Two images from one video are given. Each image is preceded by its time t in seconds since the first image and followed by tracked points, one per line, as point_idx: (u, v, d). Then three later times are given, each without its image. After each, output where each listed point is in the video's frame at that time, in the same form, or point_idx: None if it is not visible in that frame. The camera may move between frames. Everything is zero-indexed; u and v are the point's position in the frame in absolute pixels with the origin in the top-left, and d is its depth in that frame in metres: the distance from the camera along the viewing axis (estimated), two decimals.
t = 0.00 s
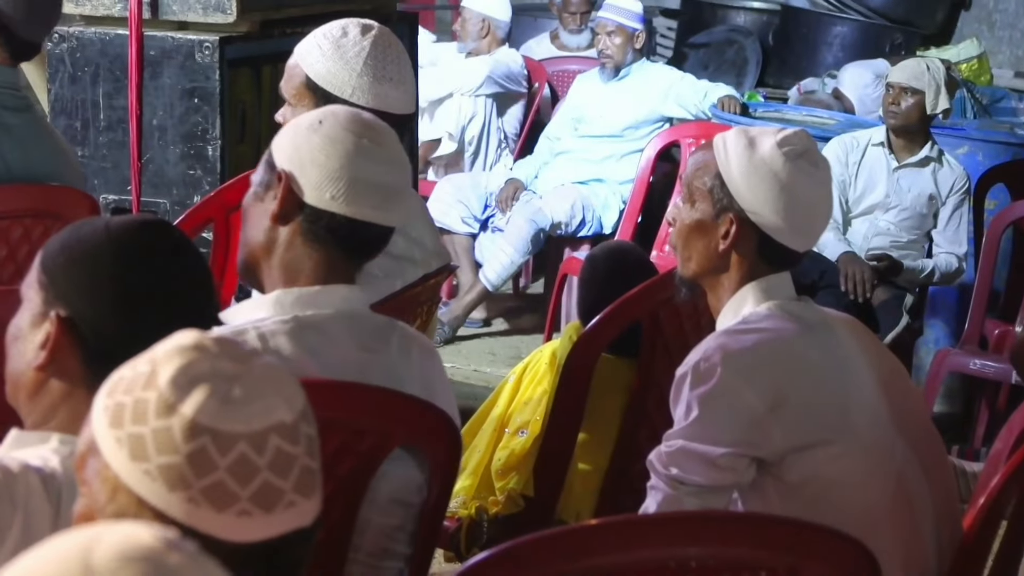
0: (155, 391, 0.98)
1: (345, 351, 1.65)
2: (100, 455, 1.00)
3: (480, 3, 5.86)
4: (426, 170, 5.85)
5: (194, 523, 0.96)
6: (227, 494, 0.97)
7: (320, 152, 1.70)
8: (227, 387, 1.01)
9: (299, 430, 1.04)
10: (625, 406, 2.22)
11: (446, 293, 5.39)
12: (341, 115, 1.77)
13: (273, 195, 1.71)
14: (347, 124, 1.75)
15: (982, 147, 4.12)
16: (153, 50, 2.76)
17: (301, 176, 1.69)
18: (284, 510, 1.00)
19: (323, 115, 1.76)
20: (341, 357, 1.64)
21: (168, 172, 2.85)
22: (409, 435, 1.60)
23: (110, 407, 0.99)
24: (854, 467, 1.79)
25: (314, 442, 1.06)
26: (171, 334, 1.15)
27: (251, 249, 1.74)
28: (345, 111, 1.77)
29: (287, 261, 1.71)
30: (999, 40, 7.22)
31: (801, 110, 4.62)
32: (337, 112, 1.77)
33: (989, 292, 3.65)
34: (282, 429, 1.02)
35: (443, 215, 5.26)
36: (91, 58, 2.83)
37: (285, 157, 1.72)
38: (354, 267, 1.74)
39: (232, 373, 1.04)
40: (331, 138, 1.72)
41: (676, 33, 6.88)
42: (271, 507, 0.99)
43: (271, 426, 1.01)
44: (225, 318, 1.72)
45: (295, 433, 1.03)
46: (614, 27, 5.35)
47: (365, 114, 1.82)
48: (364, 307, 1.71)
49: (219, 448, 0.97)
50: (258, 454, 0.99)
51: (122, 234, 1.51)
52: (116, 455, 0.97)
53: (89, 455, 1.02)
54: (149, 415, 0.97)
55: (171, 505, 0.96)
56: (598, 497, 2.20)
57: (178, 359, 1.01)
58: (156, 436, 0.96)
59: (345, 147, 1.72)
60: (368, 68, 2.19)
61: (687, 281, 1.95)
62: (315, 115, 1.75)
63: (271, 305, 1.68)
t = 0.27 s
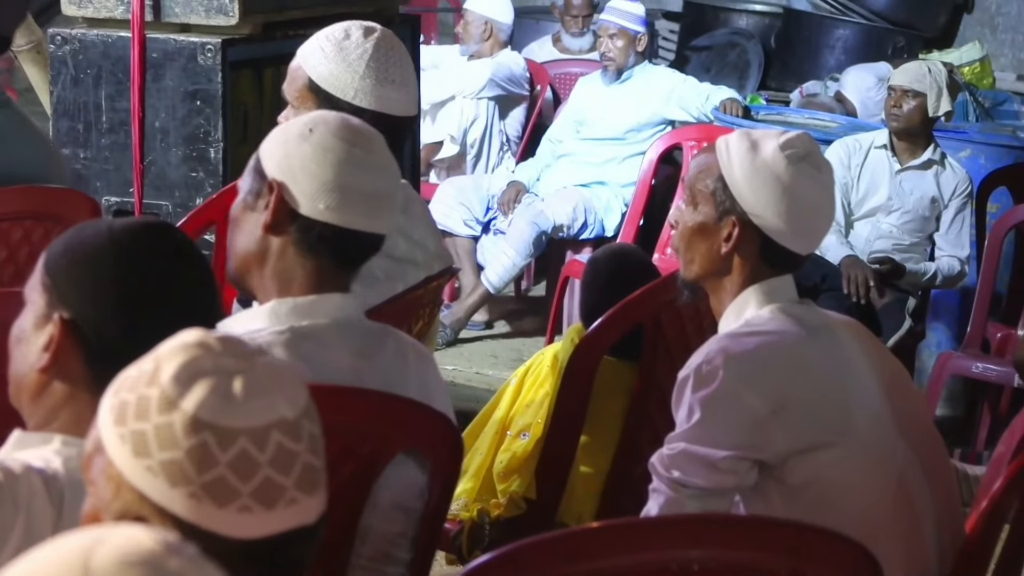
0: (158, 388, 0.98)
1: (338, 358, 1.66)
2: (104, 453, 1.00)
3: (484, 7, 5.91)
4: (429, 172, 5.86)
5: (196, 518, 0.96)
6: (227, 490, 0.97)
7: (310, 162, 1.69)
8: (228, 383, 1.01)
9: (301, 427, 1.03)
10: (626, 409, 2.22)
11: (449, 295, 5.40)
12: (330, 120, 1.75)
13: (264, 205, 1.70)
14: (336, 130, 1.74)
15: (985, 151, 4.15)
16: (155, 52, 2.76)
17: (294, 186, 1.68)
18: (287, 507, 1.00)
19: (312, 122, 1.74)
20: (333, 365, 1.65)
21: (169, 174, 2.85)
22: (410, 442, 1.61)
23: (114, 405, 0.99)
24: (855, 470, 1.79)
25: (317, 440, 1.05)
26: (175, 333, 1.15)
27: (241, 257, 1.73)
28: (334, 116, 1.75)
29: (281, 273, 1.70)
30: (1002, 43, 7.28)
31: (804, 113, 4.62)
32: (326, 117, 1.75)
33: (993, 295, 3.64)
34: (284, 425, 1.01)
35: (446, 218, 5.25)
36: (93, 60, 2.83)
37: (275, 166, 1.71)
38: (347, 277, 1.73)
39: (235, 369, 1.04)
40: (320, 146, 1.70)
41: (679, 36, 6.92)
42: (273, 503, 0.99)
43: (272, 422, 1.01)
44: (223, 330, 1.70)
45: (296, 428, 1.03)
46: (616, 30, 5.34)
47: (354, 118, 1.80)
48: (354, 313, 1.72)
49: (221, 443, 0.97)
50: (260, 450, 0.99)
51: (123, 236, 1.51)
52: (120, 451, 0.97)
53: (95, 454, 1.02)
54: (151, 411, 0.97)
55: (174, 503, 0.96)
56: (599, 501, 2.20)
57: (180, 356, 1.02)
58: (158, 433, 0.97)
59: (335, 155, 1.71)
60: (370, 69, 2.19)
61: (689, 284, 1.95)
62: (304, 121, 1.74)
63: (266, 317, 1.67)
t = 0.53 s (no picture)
0: (168, 395, 0.98)
1: (352, 371, 1.67)
2: (114, 458, 1.00)
3: (494, 11, 5.90)
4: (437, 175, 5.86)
5: (205, 527, 0.97)
6: (235, 499, 0.97)
7: (338, 175, 1.69)
8: (238, 391, 1.01)
9: (311, 435, 1.03)
10: (635, 413, 2.21)
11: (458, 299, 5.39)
12: (356, 131, 1.76)
13: (289, 214, 1.70)
14: (363, 141, 1.74)
15: (998, 155, 4.14)
16: (165, 56, 2.77)
17: (320, 198, 1.69)
18: (295, 516, 1.00)
19: (340, 132, 1.74)
20: (347, 376, 1.66)
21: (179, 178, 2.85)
22: (421, 449, 1.61)
23: (125, 411, 1.00)
24: (864, 476, 1.78)
25: (327, 448, 1.05)
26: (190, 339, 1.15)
27: (263, 264, 1.73)
28: (360, 126, 1.76)
29: (302, 286, 1.70)
30: (1011, 48, 7.26)
31: (813, 117, 4.61)
32: (352, 128, 1.76)
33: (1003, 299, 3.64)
34: (293, 433, 1.01)
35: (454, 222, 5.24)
36: (102, 63, 2.83)
37: (302, 176, 1.71)
38: (366, 292, 1.73)
39: (245, 375, 1.04)
40: (348, 159, 1.71)
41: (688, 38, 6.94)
42: (280, 512, 0.99)
43: (282, 431, 1.01)
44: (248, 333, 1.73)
45: (306, 437, 1.02)
46: (625, 33, 5.32)
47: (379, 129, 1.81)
48: (372, 326, 1.72)
49: (229, 451, 0.97)
50: (268, 459, 0.99)
51: (132, 240, 1.51)
52: (130, 458, 0.98)
53: (106, 459, 1.02)
54: (161, 419, 0.98)
55: (182, 510, 0.96)
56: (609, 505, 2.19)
57: (190, 363, 1.02)
58: (167, 440, 0.97)
59: (361, 167, 1.71)
60: (380, 73, 2.19)
61: (699, 288, 1.95)
62: (331, 131, 1.74)
63: (286, 328, 1.68)
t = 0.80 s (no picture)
0: (173, 399, 0.98)
1: (363, 374, 1.67)
2: (118, 460, 1.00)
3: (499, 11, 5.89)
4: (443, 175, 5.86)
5: (209, 530, 0.97)
6: (240, 503, 0.97)
7: (374, 180, 1.70)
8: (244, 395, 1.01)
9: (316, 440, 1.03)
10: (640, 414, 2.21)
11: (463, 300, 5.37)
12: (398, 139, 1.77)
13: (319, 215, 1.70)
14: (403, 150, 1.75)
15: (999, 155, 4.14)
16: (170, 57, 2.76)
17: (354, 201, 1.69)
18: (299, 521, 1.00)
19: (381, 138, 1.75)
20: (357, 377, 1.66)
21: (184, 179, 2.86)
22: (426, 452, 1.61)
23: (130, 413, 0.99)
24: (869, 478, 1.78)
25: (332, 452, 1.05)
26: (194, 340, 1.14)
27: (290, 263, 1.73)
28: (403, 135, 1.77)
29: (324, 287, 1.71)
30: (1016, 49, 7.33)
31: (818, 118, 4.61)
32: (395, 136, 1.77)
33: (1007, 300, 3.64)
34: (298, 439, 1.01)
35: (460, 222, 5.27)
36: (107, 65, 2.84)
37: (338, 178, 1.71)
38: (388, 299, 1.74)
39: (251, 377, 1.04)
40: (386, 166, 1.71)
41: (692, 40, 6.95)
42: (285, 517, 0.99)
43: (287, 435, 1.00)
44: (261, 337, 1.77)
45: (311, 441, 1.02)
46: (625, 35, 5.39)
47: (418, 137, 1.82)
48: (389, 333, 1.73)
49: (234, 456, 0.97)
50: (273, 464, 0.98)
51: (136, 239, 1.51)
52: (134, 460, 0.98)
53: (109, 460, 1.02)
54: (166, 423, 0.97)
55: (186, 514, 0.96)
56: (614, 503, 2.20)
57: (196, 366, 1.01)
58: (171, 443, 0.97)
59: (398, 176, 1.72)
60: (385, 75, 2.19)
61: (703, 288, 1.95)
62: (372, 136, 1.75)
63: (303, 327, 1.70)
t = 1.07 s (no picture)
0: (178, 396, 0.98)
1: (372, 378, 1.68)
2: (122, 457, 1.00)
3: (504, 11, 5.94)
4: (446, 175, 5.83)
5: (213, 528, 0.97)
6: (244, 502, 0.97)
7: (398, 184, 1.71)
8: (249, 394, 1.01)
9: (320, 439, 1.03)
10: (642, 414, 2.21)
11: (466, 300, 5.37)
12: (426, 145, 1.78)
13: (342, 216, 1.72)
14: (430, 157, 1.77)
15: (1000, 158, 4.16)
16: (172, 57, 2.76)
17: (377, 204, 1.70)
18: (303, 519, 1.00)
19: (409, 143, 1.77)
20: (366, 381, 1.67)
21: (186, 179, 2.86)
22: (429, 451, 1.62)
23: (134, 411, 0.99)
24: (871, 478, 1.79)
25: (336, 452, 1.05)
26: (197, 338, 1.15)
27: (309, 262, 1.74)
28: (432, 141, 1.79)
29: (340, 289, 1.72)
30: (1019, 50, 7.28)
31: (819, 119, 4.63)
32: (423, 141, 1.78)
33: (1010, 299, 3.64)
34: (302, 437, 1.01)
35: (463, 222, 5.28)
36: (111, 66, 2.84)
37: (363, 180, 1.73)
38: (406, 302, 1.75)
39: (256, 375, 1.04)
40: (411, 172, 1.73)
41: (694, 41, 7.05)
42: (288, 516, 0.99)
43: (292, 434, 1.00)
44: (275, 337, 1.78)
45: (315, 440, 1.02)
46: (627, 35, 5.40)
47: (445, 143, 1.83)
48: (400, 335, 1.73)
49: (239, 454, 0.97)
50: (278, 463, 0.99)
51: (139, 241, 1.51)
52: (139, 457, 0.98)
53: (113, 458, 1.02)
54: (171, 420, 0.97)
55: (190, 511, 0.97)
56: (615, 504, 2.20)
57: (201, 365, 1.01)
58: (176, 440, 0.97)
59: (422, 182, 1.74)
60: (386, 75, 2.20)
61: (705, 289, 1.95)
62: (400, 141, 1.77)
63: (317, 327, 1.71)
